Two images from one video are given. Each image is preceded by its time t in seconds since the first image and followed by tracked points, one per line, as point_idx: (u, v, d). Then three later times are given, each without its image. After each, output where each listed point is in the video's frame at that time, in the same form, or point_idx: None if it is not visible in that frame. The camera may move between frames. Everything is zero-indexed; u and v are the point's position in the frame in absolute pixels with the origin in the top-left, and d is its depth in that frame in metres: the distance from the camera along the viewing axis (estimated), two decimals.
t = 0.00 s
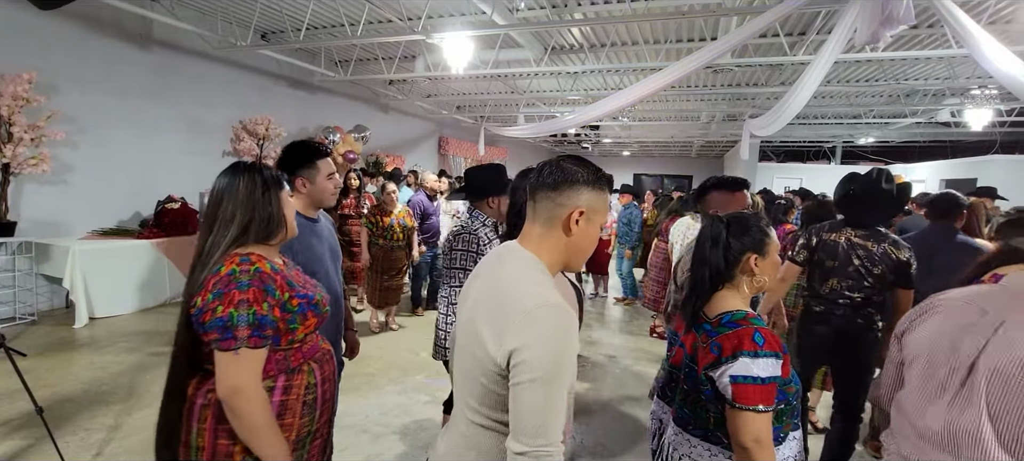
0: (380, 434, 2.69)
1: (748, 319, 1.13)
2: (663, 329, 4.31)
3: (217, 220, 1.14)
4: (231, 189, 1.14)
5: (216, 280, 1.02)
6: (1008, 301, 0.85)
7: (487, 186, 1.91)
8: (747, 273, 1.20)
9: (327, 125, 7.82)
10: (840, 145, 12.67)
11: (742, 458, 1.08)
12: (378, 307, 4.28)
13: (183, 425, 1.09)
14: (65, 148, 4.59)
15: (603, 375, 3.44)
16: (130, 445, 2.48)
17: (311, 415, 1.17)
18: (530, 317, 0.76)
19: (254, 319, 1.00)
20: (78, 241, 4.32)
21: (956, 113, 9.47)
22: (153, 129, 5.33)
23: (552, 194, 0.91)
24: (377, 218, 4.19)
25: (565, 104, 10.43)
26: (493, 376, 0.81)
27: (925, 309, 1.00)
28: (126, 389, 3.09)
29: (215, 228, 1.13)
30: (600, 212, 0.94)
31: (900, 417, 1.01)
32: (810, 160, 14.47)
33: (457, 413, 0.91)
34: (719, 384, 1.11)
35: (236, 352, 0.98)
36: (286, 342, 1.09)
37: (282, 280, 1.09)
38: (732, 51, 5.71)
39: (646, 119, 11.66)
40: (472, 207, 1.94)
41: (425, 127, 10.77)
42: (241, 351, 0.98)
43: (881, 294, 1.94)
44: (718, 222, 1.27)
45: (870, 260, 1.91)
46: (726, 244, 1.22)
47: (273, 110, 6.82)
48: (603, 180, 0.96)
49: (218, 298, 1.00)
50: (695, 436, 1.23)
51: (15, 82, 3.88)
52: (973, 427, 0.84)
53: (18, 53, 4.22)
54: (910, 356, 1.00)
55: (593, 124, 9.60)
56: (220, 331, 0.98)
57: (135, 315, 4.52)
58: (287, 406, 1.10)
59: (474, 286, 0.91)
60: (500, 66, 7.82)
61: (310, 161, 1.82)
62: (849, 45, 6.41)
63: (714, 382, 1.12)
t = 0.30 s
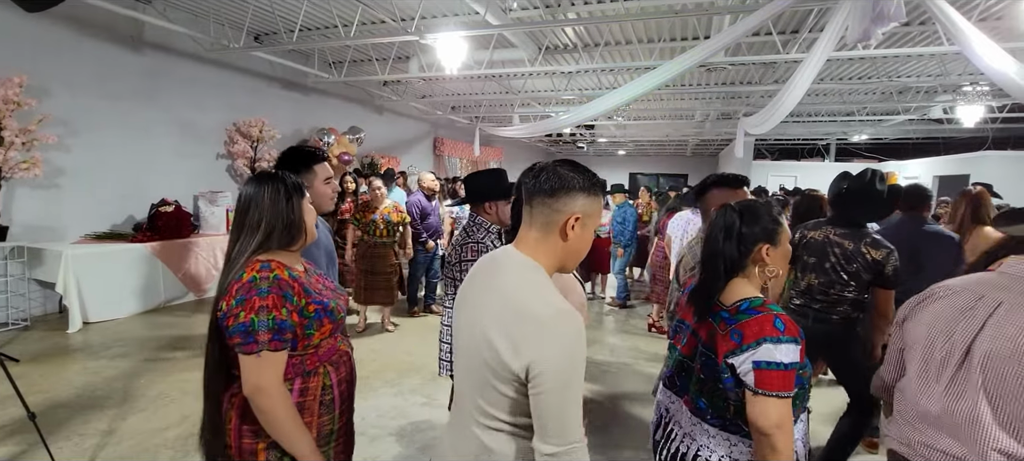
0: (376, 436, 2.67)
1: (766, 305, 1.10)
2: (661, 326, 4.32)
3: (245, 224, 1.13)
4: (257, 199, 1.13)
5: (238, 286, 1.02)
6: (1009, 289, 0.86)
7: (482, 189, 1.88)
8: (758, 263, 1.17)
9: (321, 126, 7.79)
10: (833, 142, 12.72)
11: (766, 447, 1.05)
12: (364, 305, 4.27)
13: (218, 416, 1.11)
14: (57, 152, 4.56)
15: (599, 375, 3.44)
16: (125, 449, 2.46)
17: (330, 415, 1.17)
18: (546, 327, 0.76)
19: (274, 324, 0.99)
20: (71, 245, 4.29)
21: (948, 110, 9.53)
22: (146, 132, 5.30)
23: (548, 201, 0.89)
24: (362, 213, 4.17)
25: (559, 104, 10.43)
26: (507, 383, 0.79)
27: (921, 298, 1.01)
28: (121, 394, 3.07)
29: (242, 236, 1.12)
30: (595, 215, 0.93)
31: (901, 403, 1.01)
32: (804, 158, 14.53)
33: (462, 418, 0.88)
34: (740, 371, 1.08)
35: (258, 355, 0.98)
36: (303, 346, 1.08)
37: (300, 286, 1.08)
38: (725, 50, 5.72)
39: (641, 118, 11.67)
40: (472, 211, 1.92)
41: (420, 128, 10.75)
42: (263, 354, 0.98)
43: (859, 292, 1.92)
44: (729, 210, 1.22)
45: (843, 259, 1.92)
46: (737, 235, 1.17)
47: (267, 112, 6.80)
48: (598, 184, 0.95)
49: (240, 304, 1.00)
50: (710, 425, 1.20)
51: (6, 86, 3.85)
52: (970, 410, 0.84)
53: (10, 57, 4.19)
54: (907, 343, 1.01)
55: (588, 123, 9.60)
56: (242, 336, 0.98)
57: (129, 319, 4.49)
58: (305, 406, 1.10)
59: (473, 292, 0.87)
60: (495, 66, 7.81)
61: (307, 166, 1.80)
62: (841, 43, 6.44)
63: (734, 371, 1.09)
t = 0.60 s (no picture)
0: (374, 437, 2.66)
1: (777, 318, 1.08)
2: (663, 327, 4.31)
3: (250, 212, 1.13)
4: (262, 191, 1.12)
5: (231, 279, 1.01)
6: None
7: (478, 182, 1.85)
8: (768, 266, 1.15)
9: (317, 127, 7.78)
10: (829, 142, 12.77)
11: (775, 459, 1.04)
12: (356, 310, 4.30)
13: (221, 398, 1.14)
14: (51, 153, 4.53)
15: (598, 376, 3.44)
16: (121, 453, 2.45)
17: (332, 406, 1.14)
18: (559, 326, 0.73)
19: (261, 316, 0.97)
20: (65, 248, 4.27)
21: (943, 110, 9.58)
22: (142, 134, 5.28)
23: (553, 199, 0.88)
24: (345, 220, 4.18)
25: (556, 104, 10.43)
26: (523, 382, 0.77)
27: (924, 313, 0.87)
28: (116, 397, 3.05)
29: (246, 228, 1.12)
30: (599, 212, 0.92)
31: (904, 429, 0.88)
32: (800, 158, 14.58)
33: (472, 417, 0.86)
34: (751, 384, 1.06)
35: (244, 346, 0.97)
36: (301, 335, 1.06)
37: (294, 278, 1.04)
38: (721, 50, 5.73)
39: (638, 119, 11.68)
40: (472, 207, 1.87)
41: (417, 129, 10.74)
42: (248, 345, 0.97)
43: (859, 286, 1.92)
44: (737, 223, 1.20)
45: (840, 251, 1.91)
46: (743, 247, 1.16)
47: (263, 113, 6.78)
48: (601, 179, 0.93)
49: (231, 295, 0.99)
50: (721, 439, 1.16)
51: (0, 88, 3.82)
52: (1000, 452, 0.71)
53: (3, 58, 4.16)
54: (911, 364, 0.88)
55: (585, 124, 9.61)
56: (230, 326, 0.98)
57: (125, 321, 4.47)
58: (306, 396, 1.08)
59: (480, 292, 0.84)
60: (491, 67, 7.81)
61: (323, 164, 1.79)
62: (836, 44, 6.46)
63: (744, 382, 1.08)
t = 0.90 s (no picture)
0: (373, 439, 2.67)
1: (810, 319, 1.02)
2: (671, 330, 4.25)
3: (253, 227, 1.14)
4: (264, 205, 1.14)
5: (223, 292, 1.01)
6: None
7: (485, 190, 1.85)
8: (794, 270, 1.11)
9: (316, 128, 7.78)
10: (827, 143, 12.81)
11: None
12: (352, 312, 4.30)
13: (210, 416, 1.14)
14: (49, 155, 4.53)
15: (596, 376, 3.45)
16: (119, 454, 2.46)
17: (317, 430, 1.11)
18: (576, 331, 0.71)
19: (246, 332, 0.97)
20: (63, 250, 4.27)
21: (939, 110, 9.61)
22: (139, 136, 5.27)
23: (568, 203, 0.84)
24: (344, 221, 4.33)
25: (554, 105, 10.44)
26: (540, 394, 0.74)
27: None
28: (114, 399, 3.05)
29: (251, 242, 1.13)
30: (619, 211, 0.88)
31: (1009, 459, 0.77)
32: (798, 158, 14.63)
33: (493, 432, 0.84)
34: (785, 390, 1.00)
35: (226, 361, 0.96)
36: (287, 355, 1.06)
37: (285, 296, 1.04)
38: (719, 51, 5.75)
39: (636, 120, 11.70)
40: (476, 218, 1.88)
41: (415, 130, 10.74)
42: (230, 360, 0.96)
43: (861, 294, 1.92)
44: (757, 218, 1.16)
45: (841, 259, 1.92)
46: (769, 243, 1.11)
47: (261, 114, 6.78)
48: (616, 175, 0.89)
49: (220, 309, 0.99)
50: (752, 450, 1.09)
51: None
52: None
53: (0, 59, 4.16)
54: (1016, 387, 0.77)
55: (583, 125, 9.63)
56: (215, 340, 0.98)
57: (123, 324, 4.47)
58: (289, 418, 1.06)
59: (501, 301, 0.83)
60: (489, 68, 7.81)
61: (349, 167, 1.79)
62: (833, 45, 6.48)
63: (779, 389, 1.02)
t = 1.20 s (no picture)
0: (372, 441, 2.67)
1: (838, 331, 1.01)
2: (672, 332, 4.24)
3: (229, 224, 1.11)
4: (243, 196, 1.12)
5: (199, 289, 1.00)
6: None
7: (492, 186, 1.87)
8: (818, 277, 1.10)
9: (314, 129, 7.78)
10: (825, 143, 12.84)
11: None
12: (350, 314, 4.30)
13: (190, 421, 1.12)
14: (46, 157, 4.52)
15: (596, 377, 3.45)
16: (117, 456, 2.45)
17: (304, 437, 1.10)
18: (579, 341, 0.67)
19: (221, 330, 0.95)
20: (61, 251, 4.26)
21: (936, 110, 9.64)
22: (137, 137, 5.27)
23: (580, 210, 0.82)
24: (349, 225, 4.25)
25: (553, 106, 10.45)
26: (550, 411, 0.71)
27: None
28: (113, 401, 3.05)
29: (224, 236, 1.11)
30: (636, 215, 0.85)
31: None
32: (796, 159, 14.66)
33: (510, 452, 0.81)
34: (814, 407, 0.99)
35: (199, 361, 0.94)
36: (273, 355, 1.04)
37: (266, 291, 1.03)
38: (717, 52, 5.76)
39: (634, 120, 11.72)
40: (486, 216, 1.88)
41: (414, 131, 10.74)
42: (204, 360, 0.94)
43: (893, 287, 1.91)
44: (782, 225, 1.13)
45: (871, 253, 1.91)
46: (792, 248, 1.09)
47: (260, 116, 6.78)
48: (630, 178, 0.86)
49: (195, 306, 0.97)
50: None
51: None
52: None
53: None
54: None
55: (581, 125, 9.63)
56: (189, 340, 0.95)
57: (120, 325, 4.46)
58: (274, 425, 1.04)
59: (518, 315, 0.81)
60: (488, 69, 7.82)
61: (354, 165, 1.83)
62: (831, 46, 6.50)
63: (807, 405, 1.00)
